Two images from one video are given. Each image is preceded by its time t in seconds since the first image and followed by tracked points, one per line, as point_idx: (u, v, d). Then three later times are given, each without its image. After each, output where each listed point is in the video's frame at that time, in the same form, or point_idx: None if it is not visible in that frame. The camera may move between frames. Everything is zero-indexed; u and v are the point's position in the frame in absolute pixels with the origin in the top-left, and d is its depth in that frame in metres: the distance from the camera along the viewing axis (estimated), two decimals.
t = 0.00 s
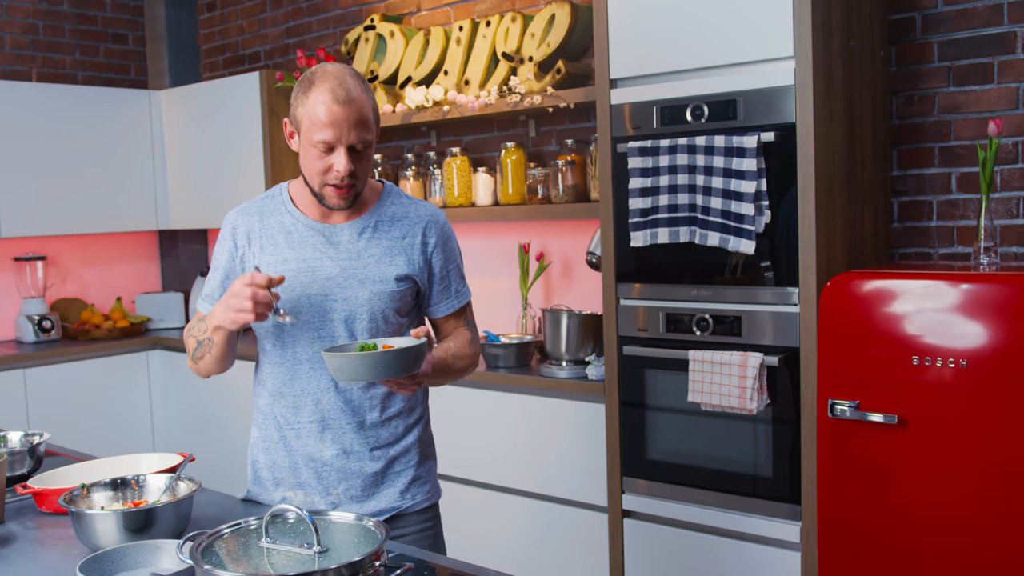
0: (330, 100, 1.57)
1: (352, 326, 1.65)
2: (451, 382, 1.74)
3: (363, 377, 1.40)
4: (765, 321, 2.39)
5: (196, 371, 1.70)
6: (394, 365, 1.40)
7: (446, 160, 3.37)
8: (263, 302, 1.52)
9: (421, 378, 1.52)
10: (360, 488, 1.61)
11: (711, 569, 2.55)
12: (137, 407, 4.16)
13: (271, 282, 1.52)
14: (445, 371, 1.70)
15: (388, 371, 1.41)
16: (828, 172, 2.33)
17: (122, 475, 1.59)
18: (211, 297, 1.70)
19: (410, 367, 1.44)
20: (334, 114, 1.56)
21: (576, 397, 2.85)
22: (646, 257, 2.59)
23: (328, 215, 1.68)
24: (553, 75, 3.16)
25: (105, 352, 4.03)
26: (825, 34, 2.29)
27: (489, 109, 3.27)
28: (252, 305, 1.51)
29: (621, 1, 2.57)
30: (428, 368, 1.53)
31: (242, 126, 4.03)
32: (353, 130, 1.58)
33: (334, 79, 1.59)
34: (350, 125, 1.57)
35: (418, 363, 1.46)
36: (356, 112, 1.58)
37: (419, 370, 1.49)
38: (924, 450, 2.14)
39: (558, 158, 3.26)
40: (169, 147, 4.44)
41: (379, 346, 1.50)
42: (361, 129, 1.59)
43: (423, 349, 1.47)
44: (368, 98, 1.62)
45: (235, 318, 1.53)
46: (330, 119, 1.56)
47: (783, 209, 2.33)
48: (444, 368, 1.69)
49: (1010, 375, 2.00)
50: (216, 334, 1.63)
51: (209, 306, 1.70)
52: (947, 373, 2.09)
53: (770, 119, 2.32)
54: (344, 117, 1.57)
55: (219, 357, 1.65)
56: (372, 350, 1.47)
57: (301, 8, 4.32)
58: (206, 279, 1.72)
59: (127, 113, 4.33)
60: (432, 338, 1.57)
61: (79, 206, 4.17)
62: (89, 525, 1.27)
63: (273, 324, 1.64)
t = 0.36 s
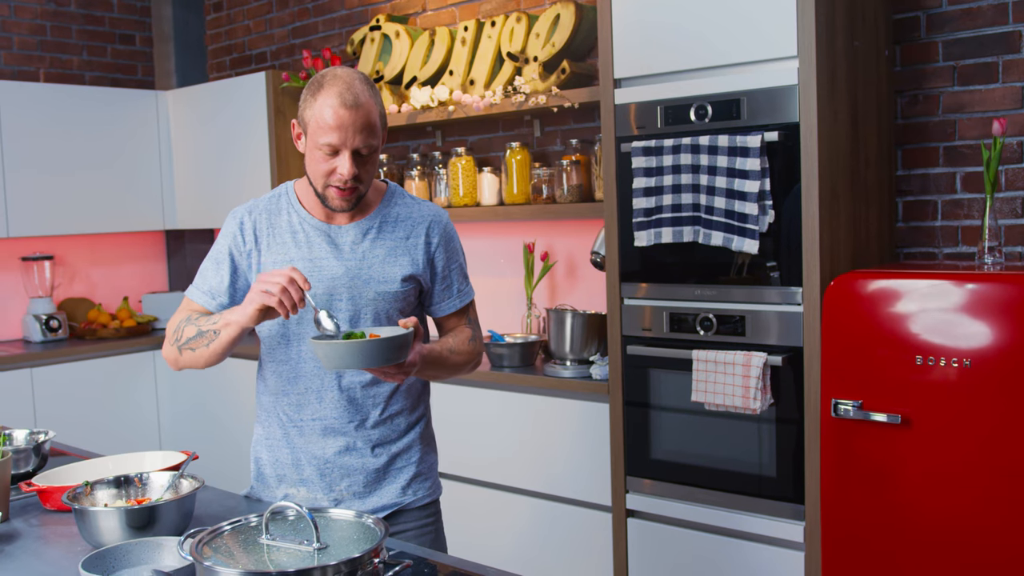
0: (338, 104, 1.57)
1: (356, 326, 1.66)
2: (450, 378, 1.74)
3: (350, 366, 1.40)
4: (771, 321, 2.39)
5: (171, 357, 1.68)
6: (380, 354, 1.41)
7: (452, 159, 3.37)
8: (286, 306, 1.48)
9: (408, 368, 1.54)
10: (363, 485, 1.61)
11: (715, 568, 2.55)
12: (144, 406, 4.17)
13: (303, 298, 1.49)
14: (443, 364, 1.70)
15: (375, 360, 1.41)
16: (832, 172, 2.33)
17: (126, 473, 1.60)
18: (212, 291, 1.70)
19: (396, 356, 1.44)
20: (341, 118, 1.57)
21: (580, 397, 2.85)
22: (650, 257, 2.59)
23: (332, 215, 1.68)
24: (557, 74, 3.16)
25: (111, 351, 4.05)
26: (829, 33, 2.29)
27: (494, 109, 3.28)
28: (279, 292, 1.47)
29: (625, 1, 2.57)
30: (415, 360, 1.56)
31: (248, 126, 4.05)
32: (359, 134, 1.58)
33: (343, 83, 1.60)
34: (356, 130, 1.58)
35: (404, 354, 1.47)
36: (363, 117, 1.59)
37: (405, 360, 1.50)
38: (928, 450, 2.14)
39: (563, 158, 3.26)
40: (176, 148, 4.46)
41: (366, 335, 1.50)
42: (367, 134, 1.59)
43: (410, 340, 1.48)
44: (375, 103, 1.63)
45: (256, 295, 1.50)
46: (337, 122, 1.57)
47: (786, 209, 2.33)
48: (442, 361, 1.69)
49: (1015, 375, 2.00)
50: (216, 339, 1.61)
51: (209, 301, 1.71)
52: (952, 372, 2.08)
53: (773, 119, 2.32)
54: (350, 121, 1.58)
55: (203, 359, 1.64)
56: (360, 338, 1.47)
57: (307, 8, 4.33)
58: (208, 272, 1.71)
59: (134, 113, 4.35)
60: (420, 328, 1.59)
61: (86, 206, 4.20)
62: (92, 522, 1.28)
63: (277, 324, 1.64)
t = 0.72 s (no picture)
0: (340, 94, 1.59)
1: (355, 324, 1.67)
2: (444, 376, 1.75)
3: (343, 362, 1.41)
4: (773, 321, 2.39)
5: (169, 358, 1.69)
6: (370, 350, 1.42)
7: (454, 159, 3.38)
8: (280, 323, 1.48)
9: (399, 364, 1.53)
10: (360, 482, 1.63)
11: (715, 567, 2.55)
12: (147, 405, 4.19)
13: (298, 313, 1.49)
14: (438, 361, 1.70)
15: (365, 356, 1.42)
16: (831, 171, 2.33)
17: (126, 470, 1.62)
18: (211, 292, 1.72)
19: (386, 352, 1.46)
20: (343, 108, 1.59)
21: (581, 396, 2.86)
22: (650, 257, 2.60)
23: (332, 214, 1.69)
24: (559, 74, 3.17)
25: (116, 350, 4.07)
26: (828, 33, 2.30)
27: (496, 109, 3.28)
28: (273, 309, 1.48)
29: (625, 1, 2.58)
30: (406, 355, 1.54)
31: (251, 126, 4.06)
32: (358, 125, 1.60)
33: (349, 76, 1.62)
34: (357, 121, 1.59)
35: (396, 350, 1.48)
36: (364, 108, 1.60)
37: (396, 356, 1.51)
38: (927, 449, 2.14)
39: (564, 158, 3.27)
40: (180, 148, 4.48)
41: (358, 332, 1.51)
42: (367, 126, 1.61)
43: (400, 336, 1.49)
44: (379, 100, 1.65)
45: (250, 312, 1.50)
46: (338, 111, 1.58)
47: (786, 209, 2.33)
48: (437, 358, 1.70)
49: (1014, 374, 2.00)
50: (212, 352, 1.62)
51: (209, 302, 1.72)
52: (952, 372, 2.09)
53: (772, 119, 2.32)
54: (352, 112, 1.59)
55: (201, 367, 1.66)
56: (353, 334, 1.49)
57: (310, 9, 4.34)
58: (207, 273, 1.73)
59: (138, 113, 4.37)
60: (410, 325, 1.58)
61: (91, 205, 4.21)
62: (91, 519, 1.29)
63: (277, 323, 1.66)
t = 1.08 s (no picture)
0: (329, 86, 1.63)
1: (352, 325, 1.69)
2: (442, 376, 1.77)
3: (344, 365, 1.43)
4: (773, 322, 2.39)
5: (174, 359, 1.71)
6: (371, 354, 1.43)
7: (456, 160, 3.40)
8: (279, 308, 1.51)
9: (399, 368, 1.54)
10: (357, 481, 1.64)
11: (713, 567, 2.56)
12: (151, 405, 4.21)
13: (297, 299, 1.51)
14: (437, 362, 1.72)
15: (365, 360, 1.43)
16: (829, 172, 2.34)
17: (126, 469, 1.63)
18: (211, 294, 1.74)
19: (387, 356, 1.47)
20: (332, 99, 1.62)
21: (582, 396, 2.87)
22: (649, 256, 2.61)
23: (329, 213, 1.71)
24: (560, 76, 3.18)
25: (119, 350, 4.09)
26: (827, 35, 2.30)
27: (497, 110, 3.30)
28: (274, 292, 1.50)
29: (625, 2, 2.59)
30: (406, 357, 1.56)
31: (254, 128, 4.08)
32: (349, 114, 1.63)
33: (338, 70, 1.66)
34: (347, 111, 1.63)
35: (396, 352, 1.49)
36: (354, 99, 1.64)
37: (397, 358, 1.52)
38: (924, 449, 2.15)
39: (565, 159, 3.27)
40: (183, 149, 4.49)
41: (359, 335, 1.53)
42: (358, 116, 1.64)
43: (401, 339, 1.50)
44: (369, 94, 1.68)
45: (251, 298, 1.53)
46: (329, 102, 1.62)
47: (784, 210, 2.34)
48: (435, 360, 1.71)
49: (1012, 374, 2.01)
50: (215, 347, 1.64)
51: (209, 303, 1.74)
52: (951, 372, 2.10)
53: (771, 120, 2.33)
54: (342, 102, 1.63)
55: (204, 365, 1.67)
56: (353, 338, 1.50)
57: (313, 10, 4.36)
58: (207, 275, 1.74)
59: (142, 114, 4.39)
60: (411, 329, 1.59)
61: (94, 206, 4.23)
62: (89, 518, 1.31)
63: (276, 324, 1.67)
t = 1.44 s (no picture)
0: (333, 79, 1.63)
1: (356, 325, 1.68)
2: (447, 376, 1.76)
3: (351, 365, 1.42)
4: (780, 321, 2.38)
5: (178, 360, 1.71)
6: (378, 354, 1.42)
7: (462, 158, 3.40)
8: (279, 303, 1.49)
9: (406, 367, 1.54)
10: (361, 481, 1.63)
11: (719, 567, 2.55)
12: (157, 404, 4.21)
13: (296, 295, 1.49)
14: (442, 362, 1.72)
15: (373, 360, 1.42)
16: (837, 170, 2.33)
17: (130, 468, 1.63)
18: (214, 295, 1.73)
19: (394, 356, 1.46)
20: (336, 91, 1.63)
21: (587, 396, 2.86)
22: (655, 255, 2.60)
23: (333, 213, 1.70)
24: (566, 75, 3.17)
25: (125, 349, 4.10)
26: (834, 32, 2.29)
27: (503, 109, 3.29)
28: (271, 288, 1.48)
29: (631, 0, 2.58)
30: (413, 358, 1.55)
31: (260, 127, 4.08)
32: (353, 106, 1.63)
33: (340, 65, 1.67)
34: (351, 103, 1.63)
35: (404, 352, 1.49)
36: (357, 92, 1.64)
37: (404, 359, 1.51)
38: (932, 449, 2.14)
39: (571, 158, 3.26)
40: (189, 148, 4.50)
41: (366, 336, 1.52)
42: (362, 108, 1.64)
43: (409, 338, 1.50)
44: (372, 88, 1.69)
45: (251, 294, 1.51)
46: (333, 95, 1.63)
47: (791, 209, 2.33)
48: (441, 359, 1.71)
49: (1021, 374, 2.00)
50: (217, 346, 1.64)
51: (213, 303, 1.73)
52: (958, 372, 2.08)
53: (778, 118, 2.32)
54: (345, 95, 1.64)
55: (207, 365, 1.67)
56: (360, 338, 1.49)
57: (319, 9, 4.36)
58: (210, 276, 1.74)
59: (149, 114, 4.39)
60: (418, 328, 1.58)
61: (100, 205, 4.24)
62: (92, 518, 1.31)
63: (279, 324, 1.66)
